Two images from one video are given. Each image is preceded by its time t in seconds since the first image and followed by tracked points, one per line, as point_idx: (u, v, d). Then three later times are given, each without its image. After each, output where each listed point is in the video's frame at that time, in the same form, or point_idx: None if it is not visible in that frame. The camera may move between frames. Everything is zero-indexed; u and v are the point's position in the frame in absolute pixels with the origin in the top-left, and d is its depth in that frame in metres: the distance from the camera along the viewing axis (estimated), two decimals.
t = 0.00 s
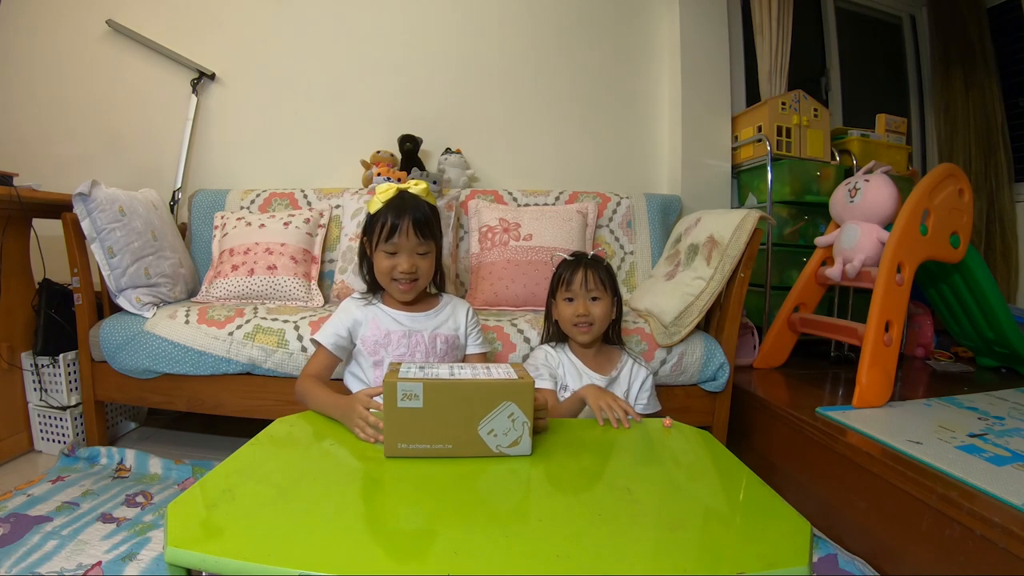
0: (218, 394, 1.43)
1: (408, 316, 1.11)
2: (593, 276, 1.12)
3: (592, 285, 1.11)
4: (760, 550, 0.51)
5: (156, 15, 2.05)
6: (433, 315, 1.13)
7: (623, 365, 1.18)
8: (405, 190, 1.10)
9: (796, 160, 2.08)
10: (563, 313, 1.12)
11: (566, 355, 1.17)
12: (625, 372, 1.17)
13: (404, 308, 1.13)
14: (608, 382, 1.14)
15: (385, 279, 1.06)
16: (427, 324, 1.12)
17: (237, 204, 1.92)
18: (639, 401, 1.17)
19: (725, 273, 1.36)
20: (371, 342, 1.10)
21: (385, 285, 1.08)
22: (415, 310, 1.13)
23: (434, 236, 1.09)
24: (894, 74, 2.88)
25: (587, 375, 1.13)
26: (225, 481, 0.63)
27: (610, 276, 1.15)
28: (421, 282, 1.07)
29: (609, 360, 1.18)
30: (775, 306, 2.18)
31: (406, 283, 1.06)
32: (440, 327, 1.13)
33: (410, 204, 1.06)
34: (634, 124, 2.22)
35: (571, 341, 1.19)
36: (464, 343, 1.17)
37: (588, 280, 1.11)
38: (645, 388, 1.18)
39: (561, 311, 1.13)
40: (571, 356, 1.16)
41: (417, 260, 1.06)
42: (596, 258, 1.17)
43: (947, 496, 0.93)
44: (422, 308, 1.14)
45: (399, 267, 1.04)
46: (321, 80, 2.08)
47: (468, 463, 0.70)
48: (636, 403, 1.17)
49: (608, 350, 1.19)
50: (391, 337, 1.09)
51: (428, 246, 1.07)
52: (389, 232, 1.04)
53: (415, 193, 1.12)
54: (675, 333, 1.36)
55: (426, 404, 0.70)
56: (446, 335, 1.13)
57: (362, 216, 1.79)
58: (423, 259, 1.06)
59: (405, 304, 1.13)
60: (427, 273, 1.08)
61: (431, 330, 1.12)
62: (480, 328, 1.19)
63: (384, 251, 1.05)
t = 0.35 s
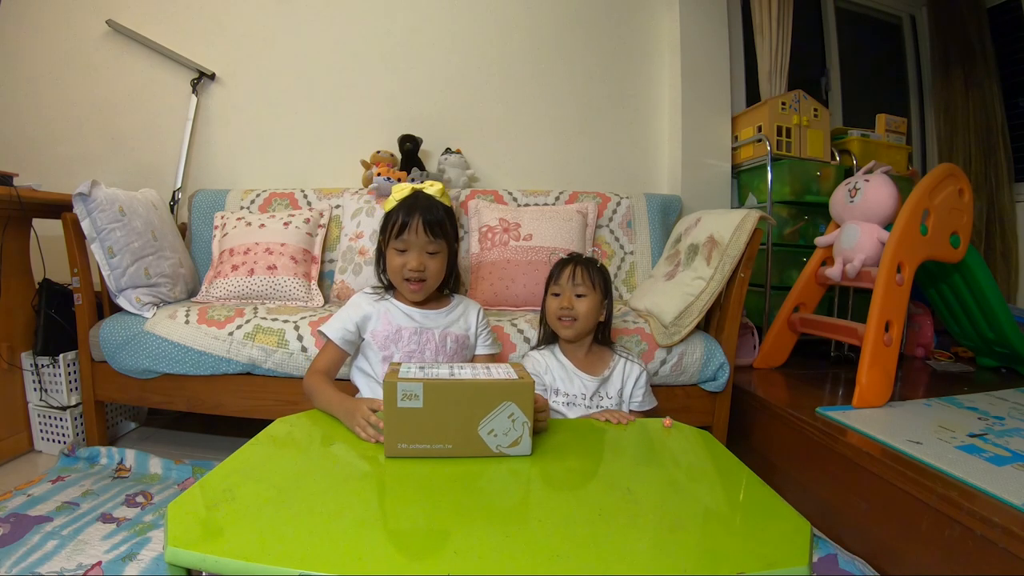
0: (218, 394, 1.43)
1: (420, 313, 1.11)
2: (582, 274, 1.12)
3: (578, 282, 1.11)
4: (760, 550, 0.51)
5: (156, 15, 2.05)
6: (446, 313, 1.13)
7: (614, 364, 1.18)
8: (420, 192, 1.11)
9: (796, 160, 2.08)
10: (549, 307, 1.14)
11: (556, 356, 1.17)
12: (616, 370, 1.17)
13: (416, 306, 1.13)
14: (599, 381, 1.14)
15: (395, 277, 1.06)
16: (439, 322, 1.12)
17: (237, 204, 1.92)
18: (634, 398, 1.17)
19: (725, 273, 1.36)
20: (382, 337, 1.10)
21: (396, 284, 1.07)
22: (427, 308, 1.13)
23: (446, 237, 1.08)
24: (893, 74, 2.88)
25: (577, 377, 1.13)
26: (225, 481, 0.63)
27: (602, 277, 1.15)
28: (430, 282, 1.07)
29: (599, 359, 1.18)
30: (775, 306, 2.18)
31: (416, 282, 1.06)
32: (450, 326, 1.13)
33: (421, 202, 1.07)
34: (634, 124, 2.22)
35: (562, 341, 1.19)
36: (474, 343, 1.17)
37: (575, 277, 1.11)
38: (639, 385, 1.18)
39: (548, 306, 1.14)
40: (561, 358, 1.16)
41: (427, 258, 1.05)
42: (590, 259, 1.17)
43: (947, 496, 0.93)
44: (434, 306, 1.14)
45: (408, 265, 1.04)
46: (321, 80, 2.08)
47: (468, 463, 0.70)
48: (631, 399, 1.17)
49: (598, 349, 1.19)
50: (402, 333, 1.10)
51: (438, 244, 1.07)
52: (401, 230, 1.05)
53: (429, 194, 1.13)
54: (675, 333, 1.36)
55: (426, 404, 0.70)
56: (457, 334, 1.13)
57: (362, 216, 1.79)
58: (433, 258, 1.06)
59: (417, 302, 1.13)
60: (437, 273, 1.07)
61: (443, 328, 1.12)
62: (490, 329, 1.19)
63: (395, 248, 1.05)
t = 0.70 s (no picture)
0: (218, 394, 1.43)
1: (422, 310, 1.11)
2: (585, 287, 1.09)
3: (580, 297, 1.08)
4: (760, 550, 0.51)
5: (156, 15, 2.05)
6: (449, 309, 1.13)
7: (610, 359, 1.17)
8: (422, 188, 1.15)
9: (796, 160, 2.08)
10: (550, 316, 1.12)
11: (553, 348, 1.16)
12: (612, 363, 1.17)
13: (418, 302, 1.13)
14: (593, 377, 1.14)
15: (394, 266, 1.04)
16: (441, 319, 1.11)
17: (237, 204, 1.92)
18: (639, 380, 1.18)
19: (725, 273, 1.36)
20: (384, 335, 1.10)
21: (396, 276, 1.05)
22: (429, 305, 1.13)
23: (445, 225, 1.08)
24: (893, 74, 2.88)
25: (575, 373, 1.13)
26: (226, 481, 0.63)
27: (607, 284, 1.11)
28: (429, 269, 1.03)
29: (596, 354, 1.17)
30: (775, 306, 2.18)
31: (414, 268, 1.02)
32: (453, 322, 1.12)
33: (419, 193, 1.09)
34: (634, 124, 2.22)
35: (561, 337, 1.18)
36: (479, 339, 1.16)
37: (577, 291, 1.09)
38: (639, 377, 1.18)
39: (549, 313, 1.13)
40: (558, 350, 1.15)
41: (425, 242, 1.04)
42: (599, 263, 1.13)
43: (947, 495, 0.93)
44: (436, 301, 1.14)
45: (406, 248, 1.02)
46: (321, 80, 2.08)
47: (469, 464, 0.70)
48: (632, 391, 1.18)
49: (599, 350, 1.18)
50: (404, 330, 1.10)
51: (437, 229, 1.07)
52: (399, 217, 1.06)
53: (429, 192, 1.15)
54: (675, 333, 1.36)
55: (426, 404, 0.70)
56: (460, 330, 1.12)
57: (361, 216, 1.79)
58: (431, 242, 1.04)
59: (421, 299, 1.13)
60: (434, 261, 1.03)
61: (445, 325, 1.11)
62: (495, 325, 1.18)
63: (394, 236, 1.05)
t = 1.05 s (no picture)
0: (218, 394, 1.43)
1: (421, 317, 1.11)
2: (595, 279, 1.09)
3: (590, 288, 1.08)
4: (760, 550, 0.51)
5: (156, 15, 2.05)
6: (448, 314, 1.12)
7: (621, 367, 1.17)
8: (420, 187, 1.14)
9: (796, 160, 2.08)
10: (562, 314, 1.12)
11: (566, 354, 1.15)
12: (624, 373, 1.17)
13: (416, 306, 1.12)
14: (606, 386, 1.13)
15: (395, 268, 1.03)
16: (441, 325, 1.11)
17: (237, 204, 1.92)
18: (646, 392, 1.18)
19: (725, 273, 1.36)
20: (383, 343, 1.10)
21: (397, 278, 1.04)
22: (428, 310, 1.12)
23: (444, 225, 1.07)
24: (893, 74, 2.88)
25: (587, 381, 1.13)
26: (226, 481, 0.63)
27: (615, 276, 1.12)
28: (431, 270, 1.02)
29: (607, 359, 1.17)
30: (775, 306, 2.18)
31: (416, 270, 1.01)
32: (453, 328, 1.12)
33: (418, 193, 1.08)
34: (634, 124, 2.22)
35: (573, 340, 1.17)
36: (479, 343, 1.16)
37: (587, 283, 1.09)
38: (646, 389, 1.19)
39: (560, 312, 1.13)
40: (571, 357, 1.15)
41: (426, 241, 1.03)
42: (604, 256, 1.14)
43: (947, 496, 0.93)
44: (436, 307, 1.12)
45: (407, 249, 1.01)
46: (321, 80, 2.08)
47: (469, 464, 0.70)
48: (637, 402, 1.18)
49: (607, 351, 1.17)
50: (404, 337, 1.10)
51: (437, 228, 1.07)
52: (399, 218, 1.05)
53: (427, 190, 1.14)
54: (675, 333, 1.36)
55: (427, 403, 0.70)
56: (460, 336, 1.12)
57: (361, 215, 1.79)
58: (431, 243, 1.03)
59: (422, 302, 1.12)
60: (434, 263, 1.02)
61: (444, 330, 1.11)
62: (495, 326, 1.18)
63: (394, 237, 1.04)
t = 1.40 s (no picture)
0: (218, 394, 1.43)
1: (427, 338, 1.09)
2: (589, 277, 1.09)
3: (584, 287, 1.09)
4: (761, 550, 0.51)
5: (156, 15, 2.05)
6: (455, 336, 1.11)
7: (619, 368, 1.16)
8: (425, 186, 1.13)
9: (796, 160, 2.08)
10: (559, 315, 1.12)
11: (561, 356, 1.16)
12: (622, 374, 1.16)
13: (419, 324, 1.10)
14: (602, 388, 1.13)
15: (398, 277, 1.02)
16: (446, 348, 1.10)
17: (237, 204, 1.92)
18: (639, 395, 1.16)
19: (725, 273, 1.36)
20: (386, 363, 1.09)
21: (400, 287, 1.03)
22: (434, 331, 1.10)
23: (450, 233, 1.06)
24: (893, 74, 2.88)
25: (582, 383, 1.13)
26: (226, 481, 0.63)
27: (609, 275, 1.12)
28: (435, 281, 1.01)
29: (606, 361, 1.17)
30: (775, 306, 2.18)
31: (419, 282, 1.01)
32: (458, 349, 1.12)
33: (422, 194, 1.07)
34: (634, 123, 2.22)
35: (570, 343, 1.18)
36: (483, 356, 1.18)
37: (581, 281, 1.09)
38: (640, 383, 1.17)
39: (557, 312, 1.13)
40: (566, 359, 1.15)
41: (431, 251, 1.02)
42: (597, 256, 1.14)
43: (947, 496, 0.93)
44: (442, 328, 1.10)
45: (411, 259, 1.00)
46: (321, 80, 2.08)
47: (469, 464, 0.70)
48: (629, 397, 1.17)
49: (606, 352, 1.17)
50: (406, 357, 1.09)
51: (441, 235, 1.05)
52: (404, 222, 1.04)
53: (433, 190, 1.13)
54: (675, 333, 1.36)
55: (427, 404, 0.70)
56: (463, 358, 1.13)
57: (361, 215, 1.79)
58: (436, 253, 1.02)
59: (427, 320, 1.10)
60: (441, 274, 1.01)
61: (448, 353, 1.11)
62: (498, 345, 1.19)
63: (399, 243, 1.04)
